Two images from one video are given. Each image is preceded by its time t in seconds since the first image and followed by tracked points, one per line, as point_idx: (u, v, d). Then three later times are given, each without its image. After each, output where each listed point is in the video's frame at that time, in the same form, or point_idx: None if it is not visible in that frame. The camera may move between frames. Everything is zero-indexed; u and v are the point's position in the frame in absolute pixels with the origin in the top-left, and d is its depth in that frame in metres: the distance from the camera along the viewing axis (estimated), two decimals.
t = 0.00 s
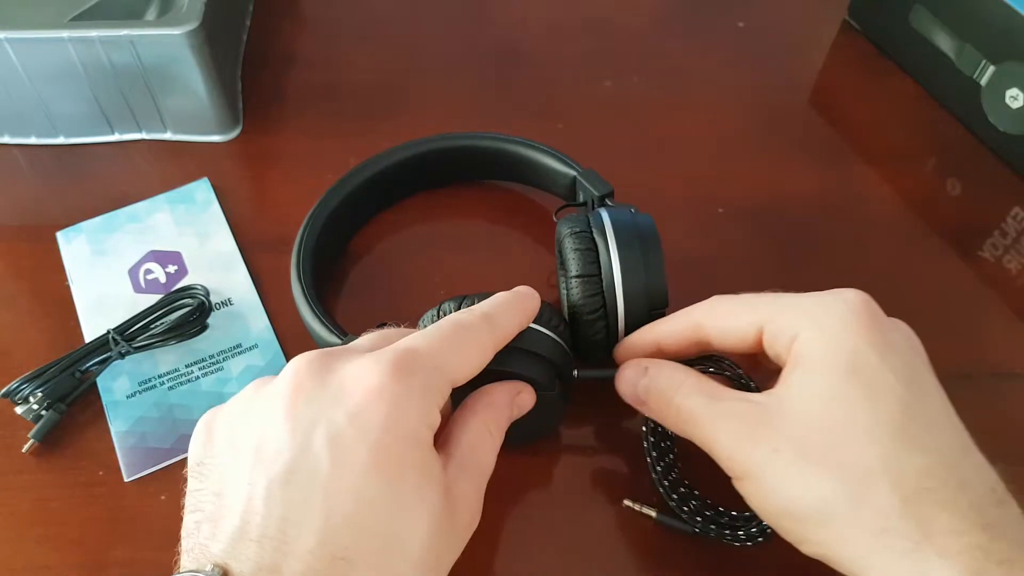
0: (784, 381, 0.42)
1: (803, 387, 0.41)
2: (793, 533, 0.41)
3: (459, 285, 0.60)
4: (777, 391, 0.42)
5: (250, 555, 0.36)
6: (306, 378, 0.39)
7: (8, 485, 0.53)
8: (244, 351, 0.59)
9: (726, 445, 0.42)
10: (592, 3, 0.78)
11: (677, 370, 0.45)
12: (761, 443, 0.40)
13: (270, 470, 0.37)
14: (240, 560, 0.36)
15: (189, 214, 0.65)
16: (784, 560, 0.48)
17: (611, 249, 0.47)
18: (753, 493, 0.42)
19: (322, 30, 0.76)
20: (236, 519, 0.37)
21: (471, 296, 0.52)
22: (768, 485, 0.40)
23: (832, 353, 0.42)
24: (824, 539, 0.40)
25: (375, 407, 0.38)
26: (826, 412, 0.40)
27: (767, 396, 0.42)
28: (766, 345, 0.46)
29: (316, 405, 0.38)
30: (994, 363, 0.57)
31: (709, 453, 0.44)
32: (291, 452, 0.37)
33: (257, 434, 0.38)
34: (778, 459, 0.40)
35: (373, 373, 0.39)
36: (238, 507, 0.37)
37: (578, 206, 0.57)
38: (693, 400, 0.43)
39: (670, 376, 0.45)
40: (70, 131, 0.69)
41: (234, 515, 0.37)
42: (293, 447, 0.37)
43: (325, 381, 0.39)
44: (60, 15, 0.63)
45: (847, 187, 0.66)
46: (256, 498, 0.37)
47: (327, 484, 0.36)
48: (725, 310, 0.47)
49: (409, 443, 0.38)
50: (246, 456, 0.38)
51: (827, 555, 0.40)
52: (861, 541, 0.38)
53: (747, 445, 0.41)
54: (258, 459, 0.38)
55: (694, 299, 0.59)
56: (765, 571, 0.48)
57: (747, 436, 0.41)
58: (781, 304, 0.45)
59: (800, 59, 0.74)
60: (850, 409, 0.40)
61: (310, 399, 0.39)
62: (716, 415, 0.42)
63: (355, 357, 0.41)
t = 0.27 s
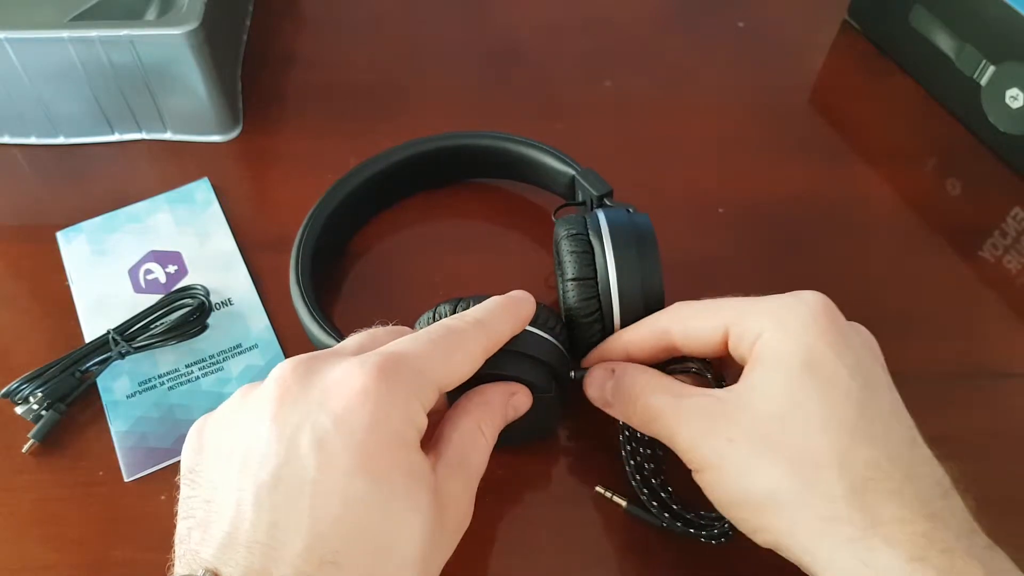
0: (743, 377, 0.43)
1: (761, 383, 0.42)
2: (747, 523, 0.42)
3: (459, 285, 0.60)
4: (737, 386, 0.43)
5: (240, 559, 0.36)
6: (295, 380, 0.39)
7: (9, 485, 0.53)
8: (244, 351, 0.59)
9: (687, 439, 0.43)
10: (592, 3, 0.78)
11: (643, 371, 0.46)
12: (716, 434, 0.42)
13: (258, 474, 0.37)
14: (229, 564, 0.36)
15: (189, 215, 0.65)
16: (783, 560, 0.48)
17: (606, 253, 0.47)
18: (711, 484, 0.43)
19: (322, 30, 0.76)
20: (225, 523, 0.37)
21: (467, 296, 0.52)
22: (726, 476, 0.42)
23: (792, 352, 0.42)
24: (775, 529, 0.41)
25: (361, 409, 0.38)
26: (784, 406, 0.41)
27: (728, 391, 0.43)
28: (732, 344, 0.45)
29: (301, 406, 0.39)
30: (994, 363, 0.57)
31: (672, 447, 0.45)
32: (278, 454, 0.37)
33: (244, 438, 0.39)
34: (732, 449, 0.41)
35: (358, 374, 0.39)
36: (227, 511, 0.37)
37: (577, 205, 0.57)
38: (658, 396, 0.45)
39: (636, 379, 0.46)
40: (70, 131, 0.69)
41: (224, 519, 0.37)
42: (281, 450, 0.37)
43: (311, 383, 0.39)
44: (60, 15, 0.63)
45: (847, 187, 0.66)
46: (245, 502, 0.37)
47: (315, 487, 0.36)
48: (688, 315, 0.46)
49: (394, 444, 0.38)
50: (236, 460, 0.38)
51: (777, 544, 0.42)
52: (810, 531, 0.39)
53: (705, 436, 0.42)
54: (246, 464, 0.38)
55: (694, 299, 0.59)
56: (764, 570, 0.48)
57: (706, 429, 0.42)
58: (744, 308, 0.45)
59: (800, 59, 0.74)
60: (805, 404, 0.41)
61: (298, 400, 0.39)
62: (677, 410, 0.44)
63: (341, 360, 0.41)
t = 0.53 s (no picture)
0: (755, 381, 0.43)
1: (771, 385, 0.42)
2: (756, 527, 0.42)
3: (459, 285, 0.60)
4: (748, 390, 0.43)
5: (234, 554, 0.36)
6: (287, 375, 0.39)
7: (9, 485, 0.53)
8: (244, 351, 0.59)
9: (694, 438, 0.43)
10: (592, 2, 0.78)
11: (655, 379, 0.46)
12: (723, 433, 0.42)
13: (249, 468, 0.37)
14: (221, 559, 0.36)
15: (189, 215, 0.65)
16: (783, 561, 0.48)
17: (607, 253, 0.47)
18: (717, 485, 0.42)
19: (322, 30, 0.76)
20: (218, 517, 0.37)
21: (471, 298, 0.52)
22: (732, 476, 0.41)
23: (798, 352, 0.43)
24: (784, 531, 0.40)
25: (351, 402, 0.38)
26: (790, 406, 0.41)
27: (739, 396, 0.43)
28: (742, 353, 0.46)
29: (293, 400, 0.39)
30: (994, 363, 0.57)
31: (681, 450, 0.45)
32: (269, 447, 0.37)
33: (237, 433, 0.38)
34: (739, 448, 0.41)
35: (348, 367, 0.39)
36: (220, 506, 0.37)
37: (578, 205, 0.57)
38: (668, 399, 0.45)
39: (649, 386, 0.46)
40: (70, 131, 0.69)
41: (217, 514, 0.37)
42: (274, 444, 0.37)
43: (303, 377, 0.39)
44: (60, 15, 0.63)
45: (847, 187, 0.66)
46: (237, 496, 0.37)
47: (306, 480, 0.36)
48: (696, 326, 0.47)
49: (385, 438, 0.38)
50: (228, 455, 0.38)
51: (787, 548, 0.41)
52: (819, 531, 0.39)
53: (711, 435, 0.42)
54: (237, 458, 0.38)
55: (694, 298, 0.59)
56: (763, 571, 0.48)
57: (713, 429, 0.42)
58: (752, 313, 0.46)
59: (800, 59, 0.74)
60: (811, 404, 0.41)
61: (289, 394, 0.39)
62: (686, 411, 0.44)
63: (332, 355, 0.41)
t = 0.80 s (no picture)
0: (782, 384, 0.43)
1: (797, 387, 0.42)
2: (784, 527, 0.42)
3: (459, 285, 0.61)
4: (775, 394, 0.43)
5: (246, 551, 0.35)
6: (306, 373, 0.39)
7: (9, 485, 0.53)
8: (244, 351, 0.59)
9: (722, 437, 0.43)
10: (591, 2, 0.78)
11: (688, 373, 0.47)
12: (754, 432, 0.42)
13: (262, 467, 0.37)
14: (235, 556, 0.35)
15: (189, 215, 0.65)
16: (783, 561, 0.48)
17: (617, 249, 0.47)
18: (744, 484, 0.43)
19: (322, 30, 0.76)
20: (232, 515, 0.37)
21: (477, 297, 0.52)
22: (759, 475, 0.42)
23: (823, 353, 0.43)
24: (811, 531, 0.40)
25: (364, 400, 0.38)
26: (814, 408, 0.41)
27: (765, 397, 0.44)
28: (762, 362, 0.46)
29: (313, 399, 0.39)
30: (994, 363, 0.57)
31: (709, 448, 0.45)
32: (287, 446, 0.37)
33: (253, 432, 0.38)
34: (767, 448, 0.41)
35: (361, 365, 0.39)
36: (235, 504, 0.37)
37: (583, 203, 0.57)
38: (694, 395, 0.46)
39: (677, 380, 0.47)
40: (69, 131, 0.69)
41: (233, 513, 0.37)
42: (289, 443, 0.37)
43: (318, 375, 0.40)
44: (60, 15, 0.63)
45: (847, 187, 0.66)
46: (250, 495, 0.37)
47: (319, 478, 0.36)
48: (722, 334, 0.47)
49: (396, 435, 0.38)
50: (244, 454, 0.38)
51: (815, 547, 0.41)
52: (845, 531, 0.39)
53: (738, 433, 0.43)
54: (253, 457, 0.38)
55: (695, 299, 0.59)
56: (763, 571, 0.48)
57: (740, 428, 0.42)
58: (776, 318, 0.46)
59: (800, 59, 0.74)
60: (836, 405, 0.41)
61: (300, 394, 0.39)
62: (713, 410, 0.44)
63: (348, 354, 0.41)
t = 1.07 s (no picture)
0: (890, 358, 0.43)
1: (910, 362, 0.41)
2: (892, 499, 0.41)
3: (459, 286, 0.61)
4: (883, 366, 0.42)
5: (226, 547, 0.36)
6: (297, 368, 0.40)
7: (9, 485, 0.53)
8: (244, 351, 0.59)
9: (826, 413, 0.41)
10: (591, 2, 0.78)
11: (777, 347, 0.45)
12: (871, 405, 0.40)
13: (241, 462, 0.37)
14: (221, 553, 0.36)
15: (189, 215, 0.65)
16: (782, 561, 0.48)
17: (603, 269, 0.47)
18: (847, 456, 0.41)
19: (322, 31, 0.76)
20: (214, 510, 0.37)
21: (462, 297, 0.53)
22: (865, 450, 0.40)
23: (937, 332, 0.42)
24: (922, 505, 0.39)
25: (344, 394, 0.38)
26: (933, 383, 0.40)
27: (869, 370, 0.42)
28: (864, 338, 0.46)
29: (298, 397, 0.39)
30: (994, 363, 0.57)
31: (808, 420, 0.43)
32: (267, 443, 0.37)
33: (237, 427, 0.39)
34: (886, 420, 0.39)
35: (340, 361, 0.39)
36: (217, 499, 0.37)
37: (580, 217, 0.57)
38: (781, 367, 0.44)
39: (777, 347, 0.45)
40: (69, 131, 0.69)
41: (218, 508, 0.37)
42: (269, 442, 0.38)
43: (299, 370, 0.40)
44: (60, 15, 0.63)
45: (847, 187, 0.66)
46: (229, 490, 0.37)
47: (299, 475, 0.36)
48: (819, 309, 0.48)
49: (377, 428, 0.38)
50: (227, 448, 0.38)
51: (925, 523, 0.40)
52: (968, 508, 0.38)
53: (853, 408, 0.40)
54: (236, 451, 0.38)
55: (694, 299, 0.59)
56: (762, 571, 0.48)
57: (860, 402, 0.40)
58: (884, 296, 0.46)
59: (800, 59, 0.74)
60: (958, 382, 0.40)
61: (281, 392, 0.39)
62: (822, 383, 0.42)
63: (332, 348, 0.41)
